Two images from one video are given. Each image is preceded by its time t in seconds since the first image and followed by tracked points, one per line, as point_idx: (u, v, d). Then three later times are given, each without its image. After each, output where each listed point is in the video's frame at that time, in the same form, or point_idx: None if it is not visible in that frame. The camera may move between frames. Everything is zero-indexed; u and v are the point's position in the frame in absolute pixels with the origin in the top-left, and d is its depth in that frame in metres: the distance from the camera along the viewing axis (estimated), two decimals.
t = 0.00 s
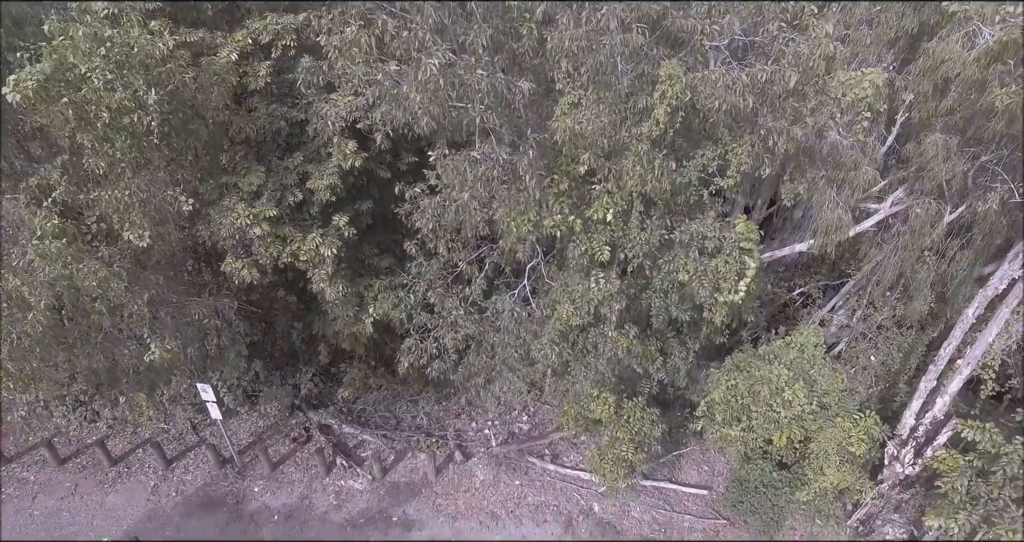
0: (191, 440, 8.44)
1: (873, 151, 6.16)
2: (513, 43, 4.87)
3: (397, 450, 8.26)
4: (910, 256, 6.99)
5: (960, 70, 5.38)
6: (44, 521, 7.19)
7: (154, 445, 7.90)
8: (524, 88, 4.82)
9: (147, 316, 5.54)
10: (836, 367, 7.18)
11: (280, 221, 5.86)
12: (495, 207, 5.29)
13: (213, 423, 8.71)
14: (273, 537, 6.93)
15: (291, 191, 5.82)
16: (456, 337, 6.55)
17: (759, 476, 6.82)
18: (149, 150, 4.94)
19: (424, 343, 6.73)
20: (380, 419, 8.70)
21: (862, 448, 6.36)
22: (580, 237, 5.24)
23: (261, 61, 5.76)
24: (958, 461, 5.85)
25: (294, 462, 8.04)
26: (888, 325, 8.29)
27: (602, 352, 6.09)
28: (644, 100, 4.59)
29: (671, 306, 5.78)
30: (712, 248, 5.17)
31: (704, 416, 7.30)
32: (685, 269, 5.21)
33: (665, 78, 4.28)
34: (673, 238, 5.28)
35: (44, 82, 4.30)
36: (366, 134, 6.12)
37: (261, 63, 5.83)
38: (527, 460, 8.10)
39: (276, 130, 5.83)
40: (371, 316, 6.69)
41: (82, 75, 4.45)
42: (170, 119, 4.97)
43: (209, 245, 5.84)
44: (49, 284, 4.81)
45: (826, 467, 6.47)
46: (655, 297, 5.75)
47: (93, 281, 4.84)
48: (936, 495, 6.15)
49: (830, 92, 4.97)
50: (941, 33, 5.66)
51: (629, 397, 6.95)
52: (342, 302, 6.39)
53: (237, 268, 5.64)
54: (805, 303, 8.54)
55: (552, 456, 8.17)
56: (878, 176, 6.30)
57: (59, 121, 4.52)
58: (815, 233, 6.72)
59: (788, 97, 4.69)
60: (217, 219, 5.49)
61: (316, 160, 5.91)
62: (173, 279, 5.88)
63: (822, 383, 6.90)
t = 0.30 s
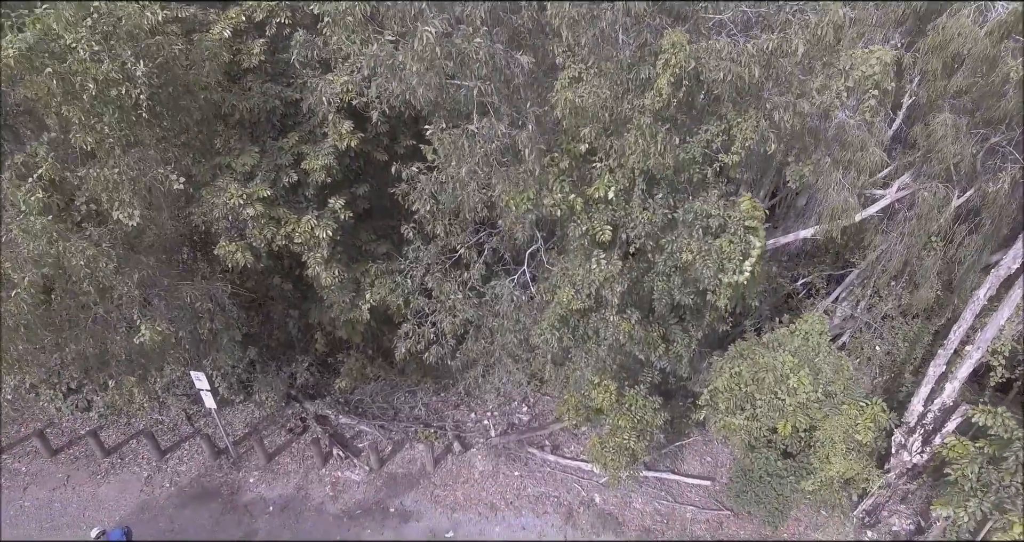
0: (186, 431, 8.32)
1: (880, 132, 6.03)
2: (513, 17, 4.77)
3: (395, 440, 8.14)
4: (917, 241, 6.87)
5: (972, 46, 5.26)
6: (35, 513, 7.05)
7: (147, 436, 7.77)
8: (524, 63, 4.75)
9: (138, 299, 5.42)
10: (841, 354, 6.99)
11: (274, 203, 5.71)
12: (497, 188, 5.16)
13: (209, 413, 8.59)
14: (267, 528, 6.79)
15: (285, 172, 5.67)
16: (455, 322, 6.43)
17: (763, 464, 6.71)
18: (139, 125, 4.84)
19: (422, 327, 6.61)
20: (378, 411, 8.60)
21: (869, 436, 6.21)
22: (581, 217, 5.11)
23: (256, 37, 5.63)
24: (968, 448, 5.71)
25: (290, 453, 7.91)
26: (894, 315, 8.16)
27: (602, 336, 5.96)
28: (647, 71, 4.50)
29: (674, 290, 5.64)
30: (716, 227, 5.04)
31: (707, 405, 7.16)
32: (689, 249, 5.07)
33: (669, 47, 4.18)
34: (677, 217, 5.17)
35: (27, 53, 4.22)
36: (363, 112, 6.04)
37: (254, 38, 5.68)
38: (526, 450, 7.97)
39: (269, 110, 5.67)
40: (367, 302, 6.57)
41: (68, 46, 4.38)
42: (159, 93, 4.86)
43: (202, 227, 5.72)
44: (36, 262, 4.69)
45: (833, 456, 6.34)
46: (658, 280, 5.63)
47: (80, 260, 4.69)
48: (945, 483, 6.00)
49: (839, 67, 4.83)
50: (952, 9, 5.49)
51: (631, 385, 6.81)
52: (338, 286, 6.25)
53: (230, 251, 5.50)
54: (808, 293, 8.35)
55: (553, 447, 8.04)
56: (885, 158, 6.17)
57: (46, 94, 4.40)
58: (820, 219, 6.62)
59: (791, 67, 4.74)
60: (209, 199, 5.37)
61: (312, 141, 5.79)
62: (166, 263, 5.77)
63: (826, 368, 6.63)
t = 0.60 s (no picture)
0: (181, 423, 8.20)
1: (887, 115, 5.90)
2: None
3: (393, 432, 8.02)
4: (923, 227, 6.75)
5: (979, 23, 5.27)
6: (26, 504, 6.92)
7: (141, 426, 7.65)
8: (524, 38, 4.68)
9: (129, 283, 5.32)
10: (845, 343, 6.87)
11: (269, 185, 5.57)
12: (496, 168, 5.05)
13: (204, 405, 8.47)
14: (263, 520, 6.66)
15: (280, 154, 5.53)
16: (453, 308, 6.31)
17: (767, 454, 6.57)
18: (128, 102, 4.75)
19: (419, 313, 6.49)
20: (376, 401, 8.51)
21: (876, 425, 6.08)
22: (581, 197, 4.99)
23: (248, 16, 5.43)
24: (977, 436, 5.59)
25: (286, 445, 7.78)
26: (898, 304, 8.05)
27: (603, 322, 5.85)
28: (649, 43, 4.45)
29: (676, 273, 5.52)
30: (719, 207, 4.92)
31: (710, 395, 7.02)
32: (692, 230, 4.95)
33: (673, 15, 4.16)
34: (679, 197, 5.07)
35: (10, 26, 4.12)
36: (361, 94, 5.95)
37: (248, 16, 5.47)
38: (526, 442, 7.85)
39: (265, 91, 5.54)
40: (364, 288, 6.45)
41: (54, 18, 4.25)
42: (148, 68, 4.77)
43: (195, 210, 5.60)
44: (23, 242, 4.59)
45: (839, 445, 6.19)
46: (660, 264, 5.52)
47: (70, 241, 4.63)
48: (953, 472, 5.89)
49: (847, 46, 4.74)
50: None
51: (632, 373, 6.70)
52: (334, 271, 6.14)
53: (223, 233, 5.35)
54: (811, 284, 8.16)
55: (553, 438, 7.93)
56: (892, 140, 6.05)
57: (32, 68, 4.33)
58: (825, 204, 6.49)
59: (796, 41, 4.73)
60: (202, 180, 5.23)
61: (308, 122, 5.67)
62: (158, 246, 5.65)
63: (829, 356, 6.51)
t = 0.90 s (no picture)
0: (175, 413, 8.07)
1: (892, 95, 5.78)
2: None
3: (390, 422, 7.88)
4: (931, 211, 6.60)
5: None
6: (16, 495, 6.79)
7: (134, 416, 7.52)
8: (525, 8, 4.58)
9: (118, 261, 5.26)
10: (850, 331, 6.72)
11: (263, 165, 5.43)
12: (495, 145, 4.93)
13: (199, 395, 8.35)
14: (257, 510, 6.53)
15: (274, 133, 5.36)
16: (450, 292, 6.18)
17: (771, 442, 6.42)
18: (114, 73, 4.69)
19: (416, 296, 6.37)
20: (373, 391, 8.39)
21: (883, 410, 5.95)
22: (581, 174, 4.87)
23: None
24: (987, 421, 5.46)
25: (281, 435, 7.65)
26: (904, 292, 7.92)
27: (604, 305, 5.72)
28: (652, 11, 4.33)
29: (679, 255, 5.39)
30: (724, 182, 4.79)
31: (711, 383, 6.85)
32: (695, 208, 4.81)
33: None
34: (681, 174, 4.95)
35: None
36: (358, 74, 5.84)
37: None
38: (525, 432, 7.72)
39: (258, 69, 5.37)
40: (360, 272, 6.32)
41: None
42: (136, 38, 4.69)
43: (187, 191, 5.49)
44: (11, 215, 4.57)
45: (844, 431, 6.09)
46: (662, 245, 5.39)
47: (57, 215, 4.59)
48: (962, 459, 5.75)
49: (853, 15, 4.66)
50: None
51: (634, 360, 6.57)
52: (329, 255, 6.00)
53: (216, 214, 5.19)
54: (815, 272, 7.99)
55: (553, 428, 7.80)
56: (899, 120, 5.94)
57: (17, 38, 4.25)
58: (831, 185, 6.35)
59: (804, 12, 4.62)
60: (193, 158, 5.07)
61: (303, 100, 5.52)
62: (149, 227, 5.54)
63: (834, 344, 6.29)
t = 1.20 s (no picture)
0: (170, 404, 7.97)
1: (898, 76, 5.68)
2: None
3: (389, 413, 7.77)
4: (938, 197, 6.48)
5: None
6: (8, 485, 6.69)
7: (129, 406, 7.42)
8: None
9: (108, 243, 5.16)
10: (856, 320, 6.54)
11: (258, 146, 5.29)
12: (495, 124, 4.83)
13: (195, 386, 8.25)
14: (253, 501, 6.42)
15: (270, 114, 5.21)
16: (448, 278, 6.07)
17: (774, 432, 6.32)
18: (101, 48, 4.67)
19: (414, 282, 6.26)
20: (370, 383, 8.26)
21: (889, 398, 5.84)
22: (582, 154, 4.77)
23: None
24: (997, 409, 5.35)
25: (278, 426, 7.54)
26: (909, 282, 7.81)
27: (605, 290, 5.61)
28: None
29: (682, 238, 5.29)
30: (728, 161, 4.69)
31: (714, 373, 6.74)
32: (698, 188, 4.70)
33: None
34: (683, 154, 4.85)
35: None
36: (356, 57, 5.71)
37: None
38: (525, 423, 7.61)
39: (254, 50, 5.22)
40: (358, 258, 6.20)
41: None
42: (127, 13, 4.64)
43: (181, 173, 5.40)
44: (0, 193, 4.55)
45: (850, 420, 5.96)
46: (664, 228, 5.28)
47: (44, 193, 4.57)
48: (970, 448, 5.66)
49: None
50: None
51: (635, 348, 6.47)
52: (326, 240, 5.88)
53: (209, 196, 5.05)
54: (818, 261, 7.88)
55: (553, 420, 7.70)
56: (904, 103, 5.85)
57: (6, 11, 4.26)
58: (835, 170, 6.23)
59: None
60: (187, 139, 4.95)
61: (298, 81, 5.34)
62: (142, 210, 5.45)
63: (840, 333, 6.11)
